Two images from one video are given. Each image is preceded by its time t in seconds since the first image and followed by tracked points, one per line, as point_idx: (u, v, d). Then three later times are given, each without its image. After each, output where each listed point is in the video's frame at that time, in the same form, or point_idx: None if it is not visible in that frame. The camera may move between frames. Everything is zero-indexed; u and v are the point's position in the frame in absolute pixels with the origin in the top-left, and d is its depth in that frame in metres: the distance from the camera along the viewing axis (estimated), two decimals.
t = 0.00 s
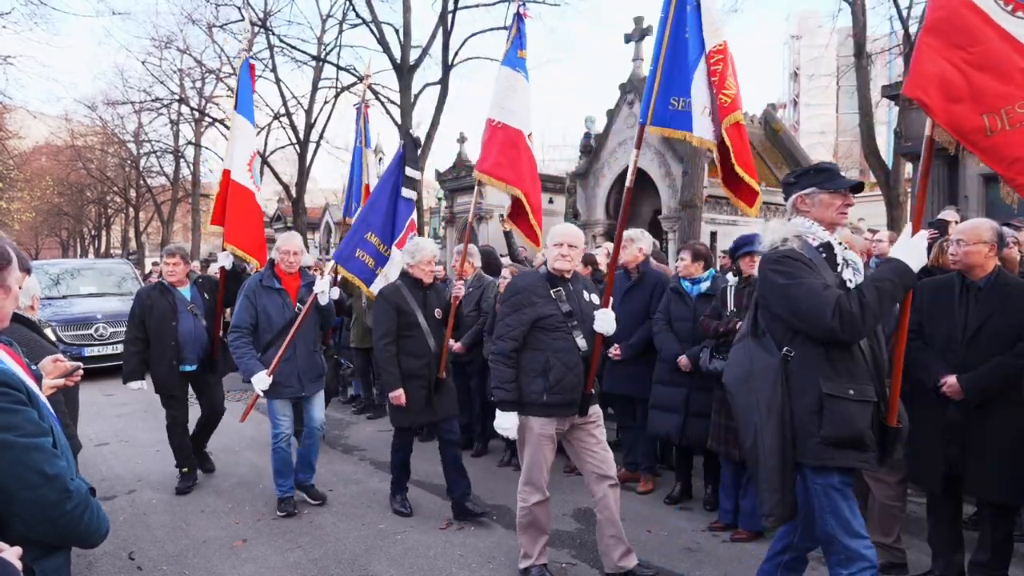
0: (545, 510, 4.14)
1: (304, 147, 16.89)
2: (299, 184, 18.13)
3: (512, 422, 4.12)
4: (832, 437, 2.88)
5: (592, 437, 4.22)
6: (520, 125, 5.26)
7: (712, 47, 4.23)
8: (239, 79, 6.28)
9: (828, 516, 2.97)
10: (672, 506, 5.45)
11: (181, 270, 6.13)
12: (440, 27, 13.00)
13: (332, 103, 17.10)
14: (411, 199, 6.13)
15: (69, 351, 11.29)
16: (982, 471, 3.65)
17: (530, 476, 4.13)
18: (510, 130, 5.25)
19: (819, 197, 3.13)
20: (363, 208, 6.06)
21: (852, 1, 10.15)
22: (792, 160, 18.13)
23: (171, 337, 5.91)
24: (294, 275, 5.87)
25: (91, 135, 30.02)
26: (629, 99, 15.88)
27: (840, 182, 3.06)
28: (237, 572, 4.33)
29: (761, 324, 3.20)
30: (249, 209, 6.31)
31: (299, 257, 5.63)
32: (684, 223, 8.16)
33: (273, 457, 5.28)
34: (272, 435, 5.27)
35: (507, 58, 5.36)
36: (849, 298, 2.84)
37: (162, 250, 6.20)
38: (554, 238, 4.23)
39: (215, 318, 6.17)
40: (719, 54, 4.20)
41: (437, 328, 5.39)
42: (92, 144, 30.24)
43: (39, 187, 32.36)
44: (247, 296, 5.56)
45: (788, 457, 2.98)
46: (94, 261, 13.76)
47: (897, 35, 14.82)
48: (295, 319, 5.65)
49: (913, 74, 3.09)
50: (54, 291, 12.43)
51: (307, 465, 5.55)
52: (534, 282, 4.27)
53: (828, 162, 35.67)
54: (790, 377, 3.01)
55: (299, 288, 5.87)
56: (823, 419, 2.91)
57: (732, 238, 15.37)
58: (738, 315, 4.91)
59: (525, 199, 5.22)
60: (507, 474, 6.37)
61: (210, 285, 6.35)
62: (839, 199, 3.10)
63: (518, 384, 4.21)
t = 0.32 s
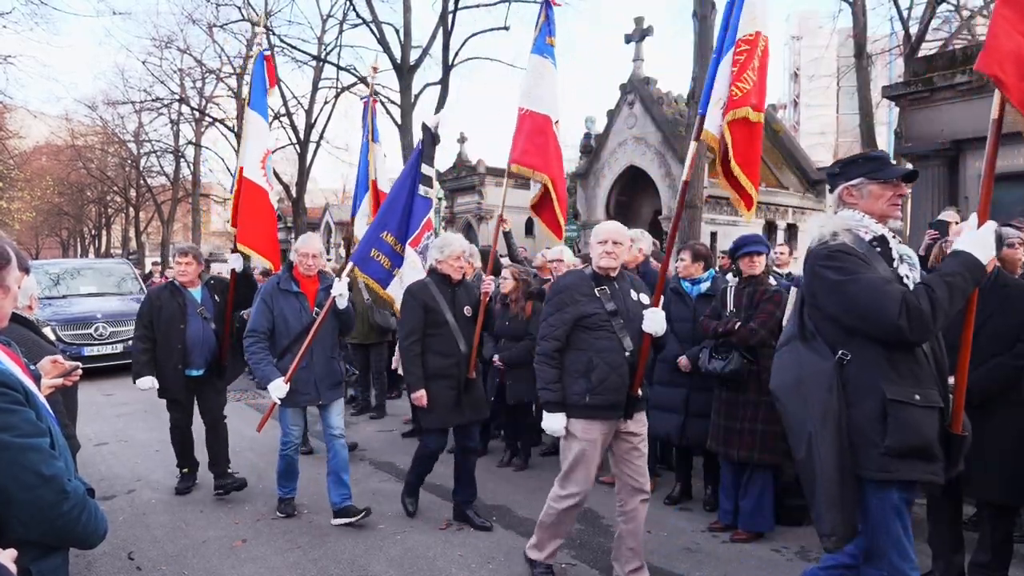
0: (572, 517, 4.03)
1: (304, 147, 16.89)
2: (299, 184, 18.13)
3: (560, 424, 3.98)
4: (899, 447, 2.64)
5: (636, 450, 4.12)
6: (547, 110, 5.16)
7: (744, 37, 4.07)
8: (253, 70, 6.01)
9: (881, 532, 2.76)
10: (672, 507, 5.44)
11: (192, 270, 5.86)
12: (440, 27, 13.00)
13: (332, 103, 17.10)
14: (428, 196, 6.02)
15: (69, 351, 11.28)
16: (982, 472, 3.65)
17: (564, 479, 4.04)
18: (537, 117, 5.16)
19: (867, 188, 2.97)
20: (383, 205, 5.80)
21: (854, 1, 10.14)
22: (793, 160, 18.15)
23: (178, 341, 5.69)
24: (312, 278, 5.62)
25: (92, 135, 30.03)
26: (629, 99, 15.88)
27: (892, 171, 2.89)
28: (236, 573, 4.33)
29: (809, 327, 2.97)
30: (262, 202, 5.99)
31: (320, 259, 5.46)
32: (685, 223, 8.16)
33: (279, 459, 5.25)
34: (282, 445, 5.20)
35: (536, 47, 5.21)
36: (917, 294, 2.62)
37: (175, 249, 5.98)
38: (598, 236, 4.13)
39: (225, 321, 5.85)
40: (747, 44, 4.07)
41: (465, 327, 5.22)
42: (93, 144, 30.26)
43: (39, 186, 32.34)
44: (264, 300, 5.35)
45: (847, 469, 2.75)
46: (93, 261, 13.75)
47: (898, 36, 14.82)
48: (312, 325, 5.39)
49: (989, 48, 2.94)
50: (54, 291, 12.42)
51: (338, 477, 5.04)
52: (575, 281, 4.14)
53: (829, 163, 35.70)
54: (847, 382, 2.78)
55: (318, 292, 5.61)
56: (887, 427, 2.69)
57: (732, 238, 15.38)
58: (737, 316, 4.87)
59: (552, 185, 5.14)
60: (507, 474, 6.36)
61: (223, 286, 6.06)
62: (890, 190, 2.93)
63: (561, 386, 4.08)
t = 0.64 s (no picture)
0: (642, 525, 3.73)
1: (304, 148, 16.87)
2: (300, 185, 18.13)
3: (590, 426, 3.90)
4: (955, 457, 2.44)
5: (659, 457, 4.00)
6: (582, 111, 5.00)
7: (786, 37, 3.69)
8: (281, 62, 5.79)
9: (917, 545, 2.59)
10: (673, 507, 5.43)
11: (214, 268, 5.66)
12: (441, 27, 12.99)
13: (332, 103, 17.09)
14: (456, 188, 5.41)
15: (68, 351, 11.26)
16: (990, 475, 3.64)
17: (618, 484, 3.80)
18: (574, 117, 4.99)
19: (910, 182, 2.81)
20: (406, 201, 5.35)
21: (854, 1, 10.13)
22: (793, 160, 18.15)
23: (197, 340, 5.49)
24: (336, 275, 5.34)
25: (92, 135, 29.99)
26: (629, 99, 15.87)
27: (937, 163, 2.72)
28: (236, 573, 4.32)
29: (852, 329, 2.78)
30: (277, 198, 5.66)
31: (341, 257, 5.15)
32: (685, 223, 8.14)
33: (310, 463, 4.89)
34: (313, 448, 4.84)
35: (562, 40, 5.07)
36: (972, 293, 2.46)
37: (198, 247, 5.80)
38: (637, 235, 4.01)
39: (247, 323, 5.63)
40: (789, 45, 3.69)
41: (486, 330, 4.84)
42: (93, 144, 30.25)
43: (39, 186, 32.31)
44: (285, 298, 5.07)
45: (897, 479, 2.56)
46: (93, 261, 13.74)
47: (899, 36, 14.82)
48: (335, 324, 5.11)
49: None
50: (54, 291, 12.40)
51: (345, 484, 4.94)
52: (612, 279, 4.03)
53: (829, 163, 35.74)
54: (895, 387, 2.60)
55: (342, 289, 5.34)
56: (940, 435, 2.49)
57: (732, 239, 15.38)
58: (738, 316, 4.87)
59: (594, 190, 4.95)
60: (507, 474, 6.35)
61: (244, 285, 5.82)
62: (934, 183, 2.76)
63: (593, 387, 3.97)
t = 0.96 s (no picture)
0: (696, 548, 3.55)
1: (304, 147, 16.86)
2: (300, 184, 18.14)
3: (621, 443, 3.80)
4: (1009, 473, 2.37)
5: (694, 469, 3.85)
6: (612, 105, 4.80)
7: (873, 35, 3.59)
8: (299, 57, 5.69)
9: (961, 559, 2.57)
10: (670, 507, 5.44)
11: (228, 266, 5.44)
12: (441, 27, 12.99)
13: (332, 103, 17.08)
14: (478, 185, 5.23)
15: (68, 350, 11.26)
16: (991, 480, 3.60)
17: (668, 504, 3.60)
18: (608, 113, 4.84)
19: (968, 184, 2.76)
20: (425, 198, 5.13)
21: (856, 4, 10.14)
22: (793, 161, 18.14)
23: (214, 341, 5.22)
24: (350, 277, 5.14)
25: (92, 134, 29.98)
26: (630, 100, 15.88)
27: (996, 166, 2.67)
28: (237, 572, 4.32)
29: (901, 334, 2.75)
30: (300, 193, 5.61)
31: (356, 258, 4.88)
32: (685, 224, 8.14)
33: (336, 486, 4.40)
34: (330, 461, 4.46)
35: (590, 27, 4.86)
36: None
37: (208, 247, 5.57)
38: (663, 239, 3.81)
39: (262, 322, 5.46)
40: (877, 43, 3.58)
41: (503, 332, 4.71)
42: (93, 143, 30.25)
43: (38, 185, 32.30)
44: (297, 301, 4.82)
45: (945, 493, 2.52)
46: (93, 260, 13.73)
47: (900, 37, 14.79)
48: (348, 328, 4.87)
49: None
50: (55, 290, 12.39)
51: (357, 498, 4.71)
52: (640, 287, 3.83)
53: (829, 164, 35.74)
54: (946, 398, 2.54)
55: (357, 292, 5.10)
56: (994, 449, 2.42)
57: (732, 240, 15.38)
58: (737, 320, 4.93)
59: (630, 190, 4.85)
60: (507, 474, 6.35)
61: (258, 285, 5.65)
62: (993, 186, 2.70)
63: (625, 400, 3.82)
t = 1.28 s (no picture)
0: (710, 557, 3.47)
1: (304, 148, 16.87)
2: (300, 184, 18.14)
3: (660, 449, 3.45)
4: None
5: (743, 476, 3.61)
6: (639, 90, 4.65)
7: None
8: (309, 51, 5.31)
9: None
10: (669, 507, 5.44)
11: (236, 268, 5.21)
12: (441, 27, 12.99)
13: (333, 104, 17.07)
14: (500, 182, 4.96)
15: (68, 349, 11.25)
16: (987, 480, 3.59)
17: (687, 514, 3.48)
18: (630, 97, 4.64)
19: None
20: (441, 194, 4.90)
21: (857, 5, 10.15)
22: (794, 160, 18.15)
23: (232, 347, 5.07)
24: (358, 276, 4.82)
25: (92, 134, 29.97)
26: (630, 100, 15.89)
27: None
28: (237, 572, 4.32)
29: (968, 336, 2.82)
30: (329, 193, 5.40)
31: (366, 257, 4.62)
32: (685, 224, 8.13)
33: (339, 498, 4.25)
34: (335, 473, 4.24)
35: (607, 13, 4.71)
36: None
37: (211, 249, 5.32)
38: (696, 231, 3.58)
39: (275, 325, 5.40)
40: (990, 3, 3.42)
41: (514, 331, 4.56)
42: (93, 143, 30.28)
43: (38, 185, 32.32)
44: (302, 300, 4.56)
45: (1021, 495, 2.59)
46: (93, 260, 13.73)
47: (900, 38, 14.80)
48: (356, 331, 4.61)
49: None
50: (55, 290, 12.40)
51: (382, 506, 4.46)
52: (674, 283, 3.56)
53: (829, 165, 35.77)
54: (1017, 398, 2.63)
55: (365, 291, 4.82)
56: None
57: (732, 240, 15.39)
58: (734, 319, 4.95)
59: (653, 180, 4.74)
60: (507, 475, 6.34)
61: (266, 288, 5.62)
62: None
63: (660, 403, 3.55)
